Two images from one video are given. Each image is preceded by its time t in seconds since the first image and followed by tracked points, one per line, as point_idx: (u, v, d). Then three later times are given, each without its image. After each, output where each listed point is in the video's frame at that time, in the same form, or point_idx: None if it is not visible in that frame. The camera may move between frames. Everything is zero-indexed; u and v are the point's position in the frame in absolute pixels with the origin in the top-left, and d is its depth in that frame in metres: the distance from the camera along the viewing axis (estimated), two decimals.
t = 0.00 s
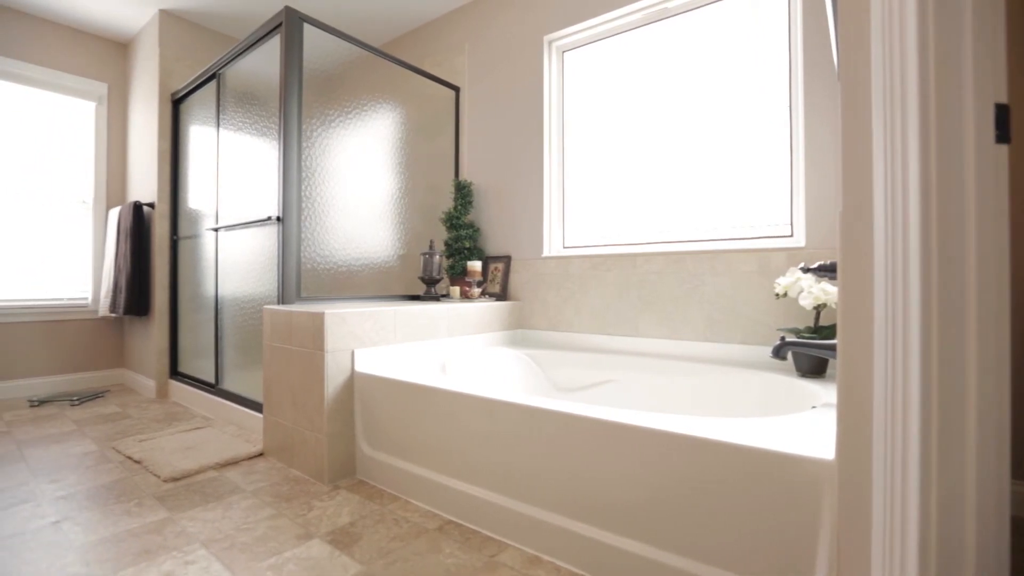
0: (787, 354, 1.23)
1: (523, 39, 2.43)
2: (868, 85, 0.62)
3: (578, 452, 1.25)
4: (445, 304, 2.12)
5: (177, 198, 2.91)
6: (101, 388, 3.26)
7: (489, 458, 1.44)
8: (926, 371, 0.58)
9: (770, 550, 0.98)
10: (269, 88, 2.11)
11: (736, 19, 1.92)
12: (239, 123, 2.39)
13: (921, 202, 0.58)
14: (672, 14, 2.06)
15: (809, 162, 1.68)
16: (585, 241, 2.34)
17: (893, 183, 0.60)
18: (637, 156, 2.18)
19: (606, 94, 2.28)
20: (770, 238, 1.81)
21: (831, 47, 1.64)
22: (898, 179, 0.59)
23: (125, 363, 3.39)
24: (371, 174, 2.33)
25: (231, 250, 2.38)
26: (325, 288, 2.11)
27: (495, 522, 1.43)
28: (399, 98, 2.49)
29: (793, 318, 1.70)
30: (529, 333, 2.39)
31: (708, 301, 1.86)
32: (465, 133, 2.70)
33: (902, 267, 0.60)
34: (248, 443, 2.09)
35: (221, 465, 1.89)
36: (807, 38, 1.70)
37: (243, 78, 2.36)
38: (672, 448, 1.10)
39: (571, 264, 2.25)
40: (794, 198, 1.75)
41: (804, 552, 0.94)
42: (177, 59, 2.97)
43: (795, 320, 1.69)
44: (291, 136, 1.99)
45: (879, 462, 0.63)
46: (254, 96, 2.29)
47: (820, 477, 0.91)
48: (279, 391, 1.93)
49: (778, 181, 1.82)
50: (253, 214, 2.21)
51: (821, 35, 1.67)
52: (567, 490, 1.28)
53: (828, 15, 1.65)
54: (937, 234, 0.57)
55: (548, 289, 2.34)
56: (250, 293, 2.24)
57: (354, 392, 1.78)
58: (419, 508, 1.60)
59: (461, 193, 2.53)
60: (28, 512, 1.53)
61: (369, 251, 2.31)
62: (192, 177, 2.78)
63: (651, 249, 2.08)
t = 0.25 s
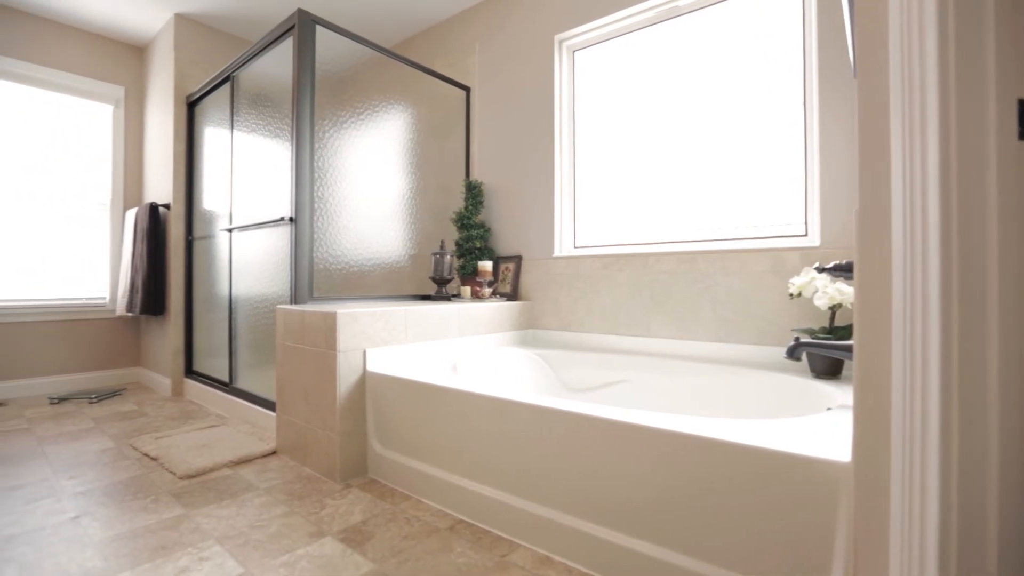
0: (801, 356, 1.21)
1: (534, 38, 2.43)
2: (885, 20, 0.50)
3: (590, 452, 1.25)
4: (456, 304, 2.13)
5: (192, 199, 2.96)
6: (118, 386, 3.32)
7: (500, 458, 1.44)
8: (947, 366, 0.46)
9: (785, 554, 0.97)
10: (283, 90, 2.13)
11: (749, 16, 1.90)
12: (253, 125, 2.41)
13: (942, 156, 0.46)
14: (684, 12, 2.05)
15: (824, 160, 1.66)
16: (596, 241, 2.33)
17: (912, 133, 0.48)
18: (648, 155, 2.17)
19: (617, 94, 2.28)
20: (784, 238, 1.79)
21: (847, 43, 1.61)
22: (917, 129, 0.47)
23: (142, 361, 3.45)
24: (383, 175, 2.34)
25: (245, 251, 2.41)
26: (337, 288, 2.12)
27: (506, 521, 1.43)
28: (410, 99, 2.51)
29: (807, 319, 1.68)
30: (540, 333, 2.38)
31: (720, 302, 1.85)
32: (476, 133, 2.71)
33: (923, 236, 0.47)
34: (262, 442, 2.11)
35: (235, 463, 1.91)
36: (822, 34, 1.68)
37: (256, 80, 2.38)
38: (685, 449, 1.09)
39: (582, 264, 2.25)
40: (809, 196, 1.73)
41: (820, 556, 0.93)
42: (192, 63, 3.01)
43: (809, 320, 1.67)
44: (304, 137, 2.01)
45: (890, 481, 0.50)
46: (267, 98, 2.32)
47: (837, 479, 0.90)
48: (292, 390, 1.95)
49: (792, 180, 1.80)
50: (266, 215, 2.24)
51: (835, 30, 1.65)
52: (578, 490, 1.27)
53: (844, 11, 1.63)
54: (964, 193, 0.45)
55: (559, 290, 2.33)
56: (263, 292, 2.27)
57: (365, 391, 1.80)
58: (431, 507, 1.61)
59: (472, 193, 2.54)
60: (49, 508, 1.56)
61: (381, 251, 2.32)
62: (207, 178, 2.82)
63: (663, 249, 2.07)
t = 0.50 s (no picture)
0: (813, 356, 1.19)
1: (543, 38, 2.43)
2: None
3: (600, 453, 1.25)
4: (465, 304, 2.13)
5: (205, 200, 2.99)
6: (132, 384, 3.37)
7: (509, 458, 1.44)
8: (972, 373, 0.32)
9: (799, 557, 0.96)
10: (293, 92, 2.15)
11: (761, 14, 1.89)
12: (264, 127, 2.44)
13: (964, 84, 0.32)
14: (694, 10, 2.04)
15: (837, 158, 1.64)
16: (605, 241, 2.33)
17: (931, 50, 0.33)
18: (658, 154, 2.16)
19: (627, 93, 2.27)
20: (797, 237, 1.77)
21: (861, 40, 1.59)
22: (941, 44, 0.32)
23: (155, 360, 3.49)
24: (393, 175, 2.36)
25: (256, 251, 2.43)
26: (347, 288, 2.14)
27: (515, 521, 1.43)
28: (420, 100, 2.51)
29: (820, 319, 1.66)
30: (549, 334, 2.38)
31: (731, 302, 1.84)
32: (485, 133, 2.71)
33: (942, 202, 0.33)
34: (273, 440, 2.13)
35: (247, 461, 1.93)
36: (834, 31, 1.66)
37: (268, 82, 2.40)
38: (696, 450, 1.09)
39: (591, 264, 2.24)
40: (821, 195, 1.71)
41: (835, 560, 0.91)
42: (205, 65, 3.05)
43: (822, 320, 1.65)
44: (314, 138, 2.03)
45: (900, 549, 0.35)
46: (278, 100, 2.34)
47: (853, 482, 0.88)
48: (303, 389, 1.96)
49: (804, 179, 1.78)
50: (277, 215, 2.26)
51: (848, 27, 1.63)
52: (587, 491, 1.27)
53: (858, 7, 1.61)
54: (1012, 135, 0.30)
55: (568, 290, 2.33)
56: (274, 292, 2.29)
57: (375, 390, 1.81)
58: (440, 506, 1.61)
59: (482, 193, 2.55)
60: (65, 504, 1.58)
61: (391, 251, 2.33)
62: (219, 179, 2.85)
63: (673, 249, 2.06)
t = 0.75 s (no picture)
0: (826, 356, 1.15)
1: (552, 37, 2.43)
2: None
3: (610, 453, 1.24)
4: (475, 304, 2.13)
5: (217, 201, 3.02)
6: (146, 383, 3.41)
7: (519, 457, 1.44)
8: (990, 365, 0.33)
9: (813, 560, 0.95)
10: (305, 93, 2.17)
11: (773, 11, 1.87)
12: (275, 128, 2.46)
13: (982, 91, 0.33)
14: (705, 7, 2.02)
15: (850, 157, 1.62)
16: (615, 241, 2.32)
17: (945, 64, 0.35)
18: (669, 153, 2.15)
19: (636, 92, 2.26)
20: (810, 237, 1.75)
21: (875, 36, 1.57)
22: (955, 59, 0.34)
23: (169, 359, 3.54)
24: (402, 175, 2.36)
25: (268, 251, 2.45)
26: (357, 288, 2.15)
27: (524, 521, 1.43)
28: (429, 100, 2.52)
29: (833, 319, 1.64)
30: (558, 333, 2.38)
31: (743, 302, 1.82)
32: (494, 133, 2.72)
33: (958, 207, 0.34)
34: (285, 439, 2.15)
35: (259, 460, 1.95)
36: (847, 28, 1.64)
37: (279, 83, 2.43)
38: (708, 451, 1.08)
39: (601, 264, 2.23)
40: (834, 195, 1.69)
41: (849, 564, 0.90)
42: (217, 68, 3.08)
43: (836, 321, 1.63)
44: (325, 140, 2.04)
45: (915, 539, 0.36)
46: (289, 101, 2.36)
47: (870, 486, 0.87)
48: (314, 388, 1.98)
49: (817, 178, 1.76)
50: (288, 216, 2.28)
51: (862, 24, 1.61)
52: (596, 491, 1.27)
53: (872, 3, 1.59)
54: None
55: (577, 290, 2.33)
56: (285, 292, 2.31)
57: (386, 389, 1.82)
58: (450, 506, 1.62)
59: (491, 194, 2.55)
60: (82, 500, 1.61)
61: (400, 251, 2.34)
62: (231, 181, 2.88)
63: (683, 249, 2.04)
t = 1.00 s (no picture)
0: (842, 357, 1.10)
1: (563, 37, 2.42)
2: None
3: (620, 453, 1.24)
4: (486, 304, 2.12)
5: (230, 202, 3.06)
6: (160, 382, 3.46)
7: (530, 457, 1.44)
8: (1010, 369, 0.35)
9: (828, 564, 0.93)
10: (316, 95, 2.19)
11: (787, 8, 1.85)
12: (287, 129, 2.48)
13: (1003, 105, 0.35)
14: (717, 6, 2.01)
15: (865, 155, 1.60)
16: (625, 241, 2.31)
17: (964, 81, 0.37)
18: (680, 153, 2.14)
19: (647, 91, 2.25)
20: (824, 236, 1.73)
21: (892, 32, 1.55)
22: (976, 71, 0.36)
23: (183, 358, 3.59)
24: (413, 176, 2.38)
25: (280, 252, 2.48)
26: (368, 288, 2.17)
27: (535, 521, 1.43)
28: (440, 101, 2.53)
29: (847, 319, 1.62)
30: (568, 334, 2.37)
31: (755, 302, 1.81)
32: (504, 133, 2.72)
33: (976, 213, 0.36)
34: (297, 438, 2.17)
35: (271, 458, 1.97)
36: (862, 24, 1.62)
37: (291, 85, 2.45)
38: (721, 452, 1.07)
39: (611, 264, 2.23)
40: (849, 193, 1.67)
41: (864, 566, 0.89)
42: (230, 70, 3.12)
43: (850, 321, 1.61)
44: (336, 141, 2.06)
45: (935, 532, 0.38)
46: (300, 103, 2.37)
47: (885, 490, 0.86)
48: (325, 388, 1.99)
49: (832, 177, 1.74)
50: (300, 216, 2.30)
51: (878, 20, 1.59)
52: (607, 492, 1.27)
53: None
54: None
55: (587, 290, 2.32)
56: (297, 292, 2.33)
57: (396, 389, 1.82)
58: (461, 505, 1.62)
59: (501, 193, 2.55)
60: (99, 496, 1.64)
61: (411, 251, 2.35)
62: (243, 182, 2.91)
63: (695, 248, 2.03)
